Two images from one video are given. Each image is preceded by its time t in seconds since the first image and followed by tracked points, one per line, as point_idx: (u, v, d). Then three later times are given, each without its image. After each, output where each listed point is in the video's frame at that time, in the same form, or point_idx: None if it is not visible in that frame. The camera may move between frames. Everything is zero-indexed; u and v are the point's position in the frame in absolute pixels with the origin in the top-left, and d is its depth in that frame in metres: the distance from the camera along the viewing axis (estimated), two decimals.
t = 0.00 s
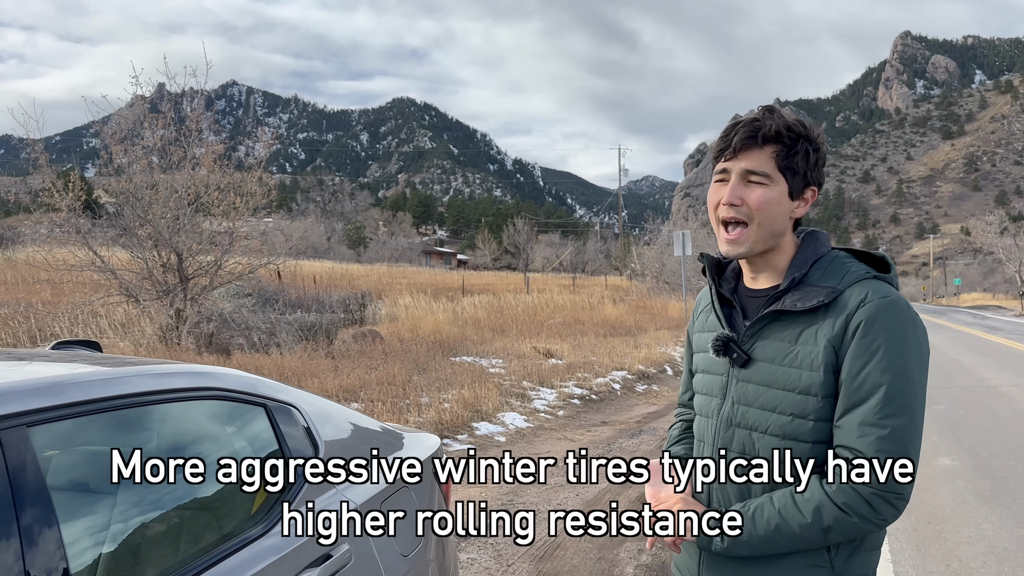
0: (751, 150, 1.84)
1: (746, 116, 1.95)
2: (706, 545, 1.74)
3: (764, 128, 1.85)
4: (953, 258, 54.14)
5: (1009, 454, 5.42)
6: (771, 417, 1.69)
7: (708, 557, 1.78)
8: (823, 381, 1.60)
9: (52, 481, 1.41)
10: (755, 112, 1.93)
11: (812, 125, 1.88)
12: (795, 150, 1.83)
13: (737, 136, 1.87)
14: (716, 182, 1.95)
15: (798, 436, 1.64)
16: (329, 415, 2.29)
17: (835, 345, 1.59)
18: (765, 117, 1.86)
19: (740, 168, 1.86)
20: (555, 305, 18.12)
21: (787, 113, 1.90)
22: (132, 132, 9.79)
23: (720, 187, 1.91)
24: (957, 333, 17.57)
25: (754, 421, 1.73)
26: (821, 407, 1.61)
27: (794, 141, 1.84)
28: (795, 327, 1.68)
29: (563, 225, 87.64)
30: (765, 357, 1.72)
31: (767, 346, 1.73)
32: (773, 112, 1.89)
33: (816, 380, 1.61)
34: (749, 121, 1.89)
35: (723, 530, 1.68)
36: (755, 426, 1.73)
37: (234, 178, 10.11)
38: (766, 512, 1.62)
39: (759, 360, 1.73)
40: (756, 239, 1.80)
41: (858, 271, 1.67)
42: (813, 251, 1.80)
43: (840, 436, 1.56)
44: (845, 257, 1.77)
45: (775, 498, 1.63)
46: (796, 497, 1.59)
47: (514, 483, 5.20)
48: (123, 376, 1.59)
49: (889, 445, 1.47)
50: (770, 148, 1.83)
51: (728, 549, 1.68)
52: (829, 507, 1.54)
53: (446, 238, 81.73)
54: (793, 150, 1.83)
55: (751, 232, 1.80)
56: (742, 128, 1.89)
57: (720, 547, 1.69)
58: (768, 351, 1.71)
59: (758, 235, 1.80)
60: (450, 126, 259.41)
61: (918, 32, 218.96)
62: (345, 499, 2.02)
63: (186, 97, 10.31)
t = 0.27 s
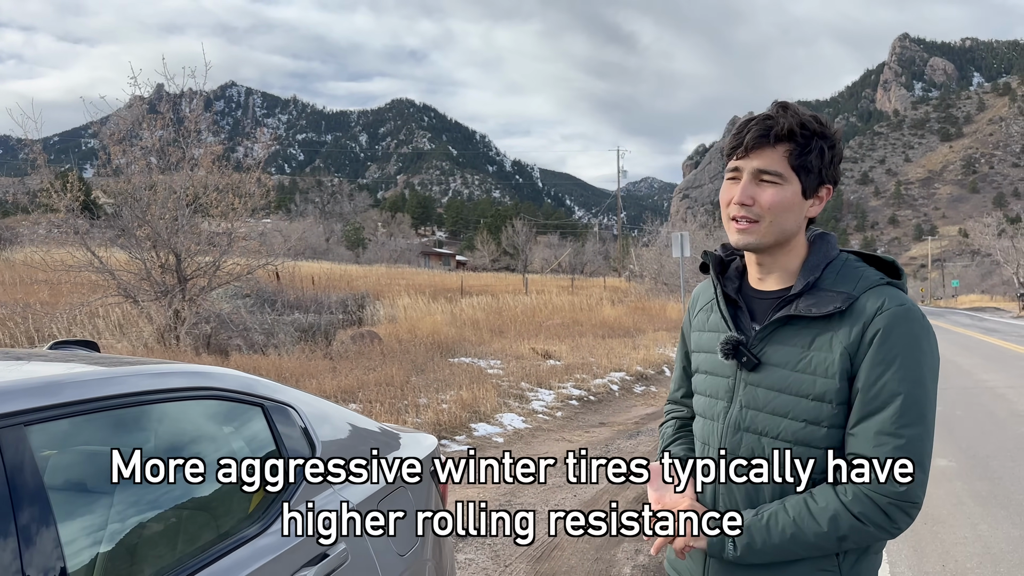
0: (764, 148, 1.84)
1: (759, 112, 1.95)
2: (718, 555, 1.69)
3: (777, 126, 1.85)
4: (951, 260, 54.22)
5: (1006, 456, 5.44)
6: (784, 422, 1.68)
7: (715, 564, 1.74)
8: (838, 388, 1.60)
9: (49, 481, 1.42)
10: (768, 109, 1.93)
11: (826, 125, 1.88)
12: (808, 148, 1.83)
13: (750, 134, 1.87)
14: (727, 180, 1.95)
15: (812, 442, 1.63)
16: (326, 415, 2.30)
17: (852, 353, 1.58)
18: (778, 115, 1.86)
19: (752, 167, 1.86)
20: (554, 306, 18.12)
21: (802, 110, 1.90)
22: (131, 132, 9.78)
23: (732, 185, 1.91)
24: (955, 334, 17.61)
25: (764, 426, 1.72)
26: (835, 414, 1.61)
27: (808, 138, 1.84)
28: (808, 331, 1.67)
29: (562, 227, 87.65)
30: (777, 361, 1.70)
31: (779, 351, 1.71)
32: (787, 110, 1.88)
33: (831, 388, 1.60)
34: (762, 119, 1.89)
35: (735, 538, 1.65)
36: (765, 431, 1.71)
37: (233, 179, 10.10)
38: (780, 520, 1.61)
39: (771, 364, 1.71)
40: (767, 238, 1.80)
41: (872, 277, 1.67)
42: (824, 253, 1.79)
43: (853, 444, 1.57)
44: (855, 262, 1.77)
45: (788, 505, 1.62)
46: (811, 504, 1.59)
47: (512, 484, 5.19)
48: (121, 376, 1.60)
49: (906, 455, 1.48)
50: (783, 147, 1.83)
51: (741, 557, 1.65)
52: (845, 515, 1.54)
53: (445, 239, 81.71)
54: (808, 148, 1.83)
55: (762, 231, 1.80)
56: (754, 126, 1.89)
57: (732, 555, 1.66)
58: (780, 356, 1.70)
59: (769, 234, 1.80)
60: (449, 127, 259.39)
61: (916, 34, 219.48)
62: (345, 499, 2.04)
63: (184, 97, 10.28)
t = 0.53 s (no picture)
0: (774, 152, 1.83)
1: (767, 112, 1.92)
2: (721, 562, 1.65)
3: (788, 129, 1.84)
4: (952, 261, 54.19)
5: (1003, 457, 5.43)
6: (785, 426, 1.65)
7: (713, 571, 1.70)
8: (840, 391, 1.59)
9: (42, 482, 1.42)
10: (778, 108, 1.90)
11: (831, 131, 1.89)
12: (816, 154, 1.83)
13: (760, 137, 1.84)
14: (730, 179, 1.92)
15: (814, 445, 1.61)
16: (323, 419, 2.29)
17: (857, 358, 1.57)
18: (789, 119, 1.85)
19: (761, 170, 1.84)
20: (553, 307, 18.11)
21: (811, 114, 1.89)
22: (130, 134, 9.78)
23: (737, 186, 1.89)
24: (954, 336, 17.59)
25: (764, 430, 1.68)
26: (837, 419, 1.60)
27: (816, 144, 1.83)
28: (810, 335, 1.65)
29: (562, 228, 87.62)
30: (777, 364, 1.68)
31: (780, 354, 1.68)
32: (798, 111, 1.86)
33: (835, 391, 1.59)
34: (773, 120, 1.85)
35: (740, 544, 1.62)
36: (765, 435, 1.68)
37: (232, 180, 10.10)
38: (785, 523, 1.59)
39: (771, 367, 1.68)
40: (772, 243, 1.79)
41: (871, 281, 1.68)
42: (824, 257, 1.78)
43: (855, 447, 1.56)
44: (854, 266, 1.78)
45: (792, 509, 1.60)
46: (816, 507, 1.57)
47: (509, 485, 5.18)
48: (120, 377, 1.60)
49: (912, 457, 1.49)
50: (792, 152, 1.82)
51: (745, 562, 1.62)
52: (851, 519, 1.53)
53: (445, 240, 81.64)
54: (817, 155, 1.83)
55: (767, 237, 1.79)
56: (764, 127, 1.86)
57: (739, 560, 1.62)
58: (781, 359, 1.67)
59: (775, 239, 1.78)
60: (449, 128, 259.35)
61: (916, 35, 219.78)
62: (345, 499, 2.05)
63: (184, 99, 10.27)
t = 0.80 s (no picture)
0: (773, 152, 1.80)
1: (765, 111, 1.88)
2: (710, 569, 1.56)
3: (788, 131, 1.81)
4: (954, 261, 54.06)
5: (1002, 457, 5.40)
6: (772, 426, 1.62)
7: None
8: (826, 391, 1.56)
9: (34, 482, 1.40)
10: (776, 109, 1.87)
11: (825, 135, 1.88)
12: (813, 158, 1.82)
13: (761, 136, 1.80)
14: (725, 177, 1.88)
15: (799, 446, 1.59)
16: (319, 421, 2.26)
17: (844, 357, 1.55)
18: (789, 121, 1.82)
19: (759, 170, 1.81)
20: (553, 308, 18.07)
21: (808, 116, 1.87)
22: (131, 135, 9.76)
23: (732, 185, 1.85)
24: (954, 336, 17.54)
25: (751, 430, 1.65)
26: (824, 419, 1.58)
27: (814, 148, 1.82)
28: (795, 335, 1.62)
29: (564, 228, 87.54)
30: (763, 365, 1.65)
31: (766, 354, 1.65)
32: (797, 114, 1.84)
33: (821, 391, 1.57)
34: (773, 121, 1.82)
35: (729, 546, 1.53)
36: (752, 435, 1.65)
37: (233, 181, 10.09)
38: (773, 525, 1.53)
39: (758, 367, 1.65)
40: (766, 245, 1.76)
41: (856, 283, 1.67)
42: (809, 259, 1.77)
43: (841, 447, 1.54)
44: (837, 269, 1.77)
45: (780, 509, 1.55)
46: (803, 507, 1.53)
47: (508, 486, 5.15)
48: (120, 378, 1.59)
49: (901, 457, 1.46)
50: (791, 155, 1.80)
51: (734, 566, 1.53)
52: (838, 519, 1.49)
53: (446, 240, 81.58)
54: (813, 159, 1.81)
55: (762, 238, 1.76)
56: (764, 127, 1.82)
57: (727, 566, 1.53)
58: (767, 360, 1.64)
59: (769, 241, 1.76)
60: (450, 128, 259.33)
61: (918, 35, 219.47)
62: (344, 499, 2.05)
63: (185, 100, 10.25)
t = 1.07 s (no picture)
0: (762, 149, 1.79)
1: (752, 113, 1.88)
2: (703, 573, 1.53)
3: (776, 131, 1.81)
4: (958, 260, 53.87)
5: (1005, 456, 5.36)
6: (758, 427, 1.60)
7: None
8: (811, 390, 1.55)
9: (32, 483, 1.38)
10: (763, 111, 1.87)
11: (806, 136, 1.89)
12: (797, 159, 1.83)
13: (751, 133, 1.79)
14: (712, 174, 1.85)
15: (785, 446, 1.57)
16: (319, 423, 2.25)
17: (827, 355, 1.54)
18: (777, 120, 1.82)
19: (747, 167, 1.79)
20: (556, 308, 18.05)
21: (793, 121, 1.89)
22: (134, 136, 9.77)
23: (719, 182, 1.82)
24: (958, 335, 17.48)
25: (738, 432, 1.62)
26: (809, 418, 1.56)
27: (799, 150, 1.83)
28: (778, 335, 1.60)
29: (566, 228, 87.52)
30: (747, 366, 1.62)
31: (750, 356, 1.62)
32: (783, 117, 1.85)
33: (806, 390, 1.55)
34: (762, 121, 1.82)
35: (721, 549, 1.51)
36: (739, 437, 1.61)
37: (235, 182, 10.09)
38: (764, 526, 1.51)
39: (742, 369, 1.62)
40: (752, 242, 1.75)
41: (834, 283, 1.67)
42: (789, 258, 1.76)
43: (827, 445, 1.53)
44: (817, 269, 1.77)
45: (771, 510, 1.53)
46: (793, 506, 1.51)
47: (509, 486, 5.14)
48: (121, 379, 1.58)
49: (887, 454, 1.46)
50: (778, 154, 1.80)
51: (726, 569, 1.51)
52: (829, 518, 1.47)
53: (449, 241, 81.62)
54: (798, 161, 1.82)
55: (749, 235, 1.75)
56: (753, 126, 1.81)
57: (719, 568, 1.50)
58: (750, 361, 1.62)
59: (755, 238, 1.75)
60: (453, 129, 259.39)
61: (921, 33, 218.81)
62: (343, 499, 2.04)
63: (188, 102, 10.26)
